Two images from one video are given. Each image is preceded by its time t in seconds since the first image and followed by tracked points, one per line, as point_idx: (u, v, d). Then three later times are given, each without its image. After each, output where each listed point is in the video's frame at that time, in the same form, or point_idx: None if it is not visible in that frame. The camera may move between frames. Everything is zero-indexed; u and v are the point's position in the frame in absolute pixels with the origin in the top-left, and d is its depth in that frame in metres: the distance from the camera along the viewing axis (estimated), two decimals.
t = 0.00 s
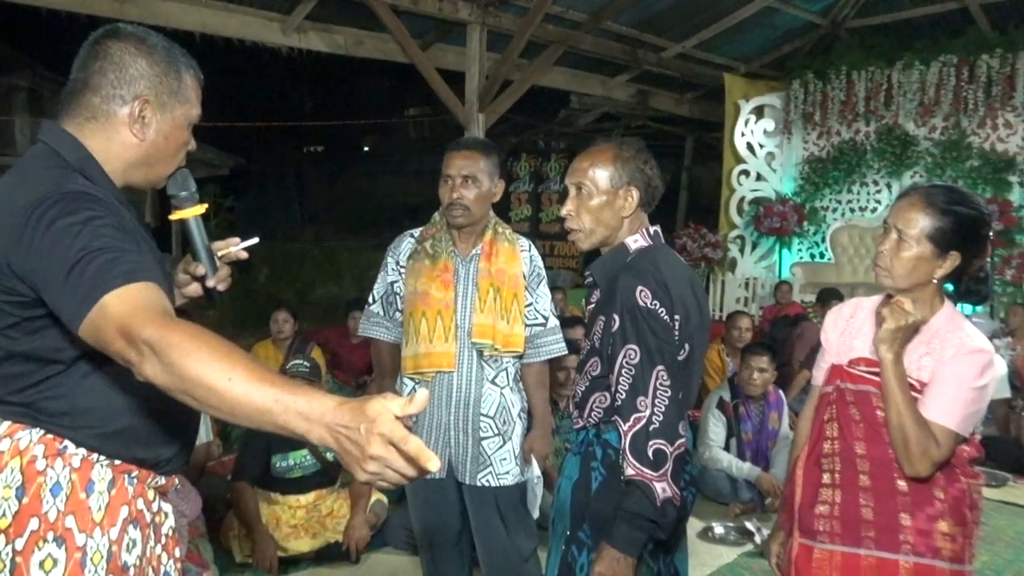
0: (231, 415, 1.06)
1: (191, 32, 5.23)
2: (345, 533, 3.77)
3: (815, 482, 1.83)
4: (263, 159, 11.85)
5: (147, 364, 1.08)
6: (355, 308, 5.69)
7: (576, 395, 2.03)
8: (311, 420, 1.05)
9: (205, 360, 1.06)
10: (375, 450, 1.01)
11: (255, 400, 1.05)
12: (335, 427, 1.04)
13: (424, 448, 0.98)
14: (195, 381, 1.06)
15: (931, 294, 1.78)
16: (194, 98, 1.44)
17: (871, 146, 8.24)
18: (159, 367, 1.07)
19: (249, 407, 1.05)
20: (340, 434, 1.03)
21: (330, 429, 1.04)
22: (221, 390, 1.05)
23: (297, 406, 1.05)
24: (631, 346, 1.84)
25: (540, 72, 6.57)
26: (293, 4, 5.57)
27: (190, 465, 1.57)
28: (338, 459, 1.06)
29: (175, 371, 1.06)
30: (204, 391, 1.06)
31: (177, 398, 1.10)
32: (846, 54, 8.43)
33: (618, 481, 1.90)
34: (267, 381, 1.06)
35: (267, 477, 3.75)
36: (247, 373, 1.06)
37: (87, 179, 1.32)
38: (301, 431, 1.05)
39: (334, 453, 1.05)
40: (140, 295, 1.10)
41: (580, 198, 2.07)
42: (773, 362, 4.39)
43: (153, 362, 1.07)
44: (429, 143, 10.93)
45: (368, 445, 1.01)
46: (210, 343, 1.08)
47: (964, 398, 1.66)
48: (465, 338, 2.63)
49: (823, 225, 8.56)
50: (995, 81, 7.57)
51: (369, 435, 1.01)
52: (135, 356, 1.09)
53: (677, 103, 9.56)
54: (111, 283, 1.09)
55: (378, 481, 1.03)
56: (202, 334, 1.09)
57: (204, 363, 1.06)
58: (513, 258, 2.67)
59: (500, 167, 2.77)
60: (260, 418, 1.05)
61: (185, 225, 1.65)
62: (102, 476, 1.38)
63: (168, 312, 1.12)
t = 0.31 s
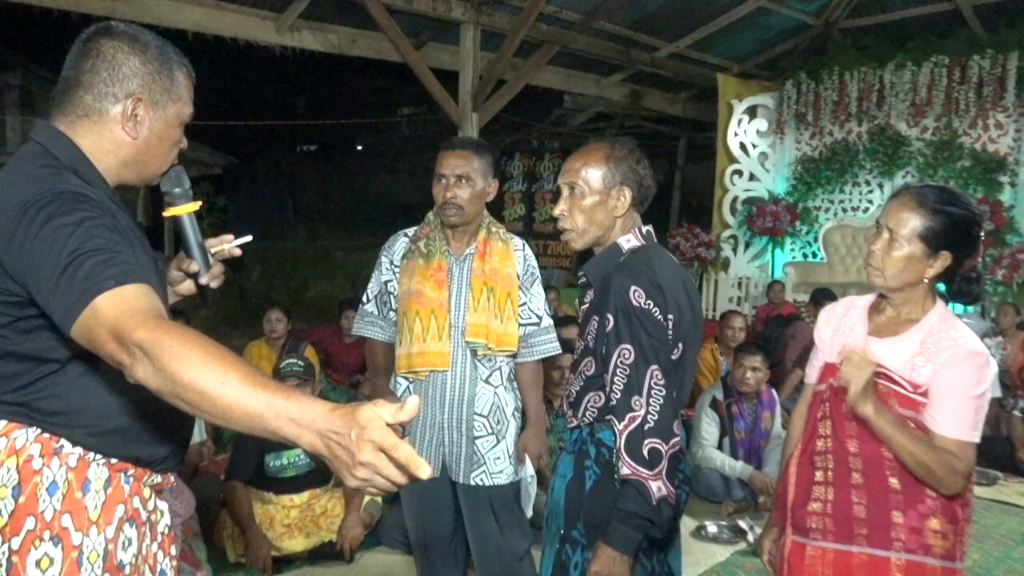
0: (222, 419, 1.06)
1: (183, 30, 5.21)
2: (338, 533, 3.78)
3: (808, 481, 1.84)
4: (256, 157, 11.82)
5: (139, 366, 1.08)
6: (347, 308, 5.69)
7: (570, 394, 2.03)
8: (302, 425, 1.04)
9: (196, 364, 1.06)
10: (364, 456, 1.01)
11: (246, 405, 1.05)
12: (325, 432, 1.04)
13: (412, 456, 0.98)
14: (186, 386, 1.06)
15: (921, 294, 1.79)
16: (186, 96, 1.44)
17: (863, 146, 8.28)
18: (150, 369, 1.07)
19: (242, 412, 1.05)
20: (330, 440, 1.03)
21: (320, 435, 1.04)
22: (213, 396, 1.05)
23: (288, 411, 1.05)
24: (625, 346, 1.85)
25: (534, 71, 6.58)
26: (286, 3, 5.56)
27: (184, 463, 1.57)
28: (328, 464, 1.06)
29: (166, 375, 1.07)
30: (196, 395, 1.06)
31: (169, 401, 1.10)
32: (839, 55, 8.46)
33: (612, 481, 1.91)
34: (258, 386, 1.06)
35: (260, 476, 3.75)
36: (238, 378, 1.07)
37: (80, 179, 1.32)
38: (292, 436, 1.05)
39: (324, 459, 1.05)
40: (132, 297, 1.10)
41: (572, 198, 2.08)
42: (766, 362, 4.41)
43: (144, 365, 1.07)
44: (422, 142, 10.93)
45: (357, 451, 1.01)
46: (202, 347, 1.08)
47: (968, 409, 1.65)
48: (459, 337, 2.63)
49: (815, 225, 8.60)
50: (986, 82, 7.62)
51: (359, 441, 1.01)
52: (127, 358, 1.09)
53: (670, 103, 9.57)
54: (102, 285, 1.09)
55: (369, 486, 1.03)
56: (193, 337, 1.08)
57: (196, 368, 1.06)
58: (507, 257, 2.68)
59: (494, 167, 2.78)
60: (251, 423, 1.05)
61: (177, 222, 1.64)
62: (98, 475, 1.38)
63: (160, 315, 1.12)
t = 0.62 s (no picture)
0: (218, 424, 1.06)
1: (181, 29, 5.22)
2: (337, 530, 3.80)
3: (807, 478, 1.87)
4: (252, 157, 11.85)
5: (138, 368, 1.09)
6: (345, 306, 5.70)
7: (570, 393, 2.05)
8: (296, 434, 1.04)
9: (195, 368, 1.07)
10: (356, 466, 1.01)
11: (243, 410, 1.05)
12: (318, 443, 1.04)
13: (406, 465, 0.98)
14: (184, 389, 1.07)
15: (917, 294, 1.82)
16: (193, 98, 1.45)
17: (859, 146, 8.31)
18: (149, 371, 1.08)
19: (238, 418, 1.06)
20: (323, 449, 1.03)
21: (315, 443, 1.04)
22: (210, 400, 1.06)
23: (283, 417, 1.05)
24: (625, 345, 1.87)
25: (531, 71, 6.59)
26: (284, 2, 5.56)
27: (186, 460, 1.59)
28: (321, 473, 1.05)
29: (164, 377, 1.07)
30: (193, 398, 1.07)
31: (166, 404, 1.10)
32: (835, 55, 8.49)
33: (611, 478, 1.92)
34: (254, 392, 1.06)
35: (260, 474, 3.76)
36: (235, 383, 1.07)
37: (88, 179, 1.33)
38: (286, 443, 1.04)
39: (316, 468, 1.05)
40: (136, 298, 1.11)
41: (572, 198, 2.09)
42: (762, 361, 4.44)
43: (143, 366, 1.08)
44: (419, 142, 10.93)
45: (350, 461, 1.01)
46: (201, 352, 1.08)
47: (972, 413, 1.65)
48: (459, 336, 2.64)
49: (811, 225, 8.63)
50: (982, 82, 7.64)
51: (352, 451, 1.01)
52: (126, 359, 1.10)
53: (666, 103, 9.60)
54: (106, 286, 1.10)
55: (360, 497, 1.02)
56: (193, 341, 1.09)
57: (194, 372, 1.07)
58: (506, 257, 2.69)
59: (492, 167, 2.79)
60: (245, 428, 1.05)
61: (182, 223, 1.65)
62: (103, 471, 1.39)
63: (161, 317, 1.13)
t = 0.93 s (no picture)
0: (231, 441, 1.09)
1: (195, 30, 5.25)
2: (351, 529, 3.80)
3: (822, 480, 1.87)
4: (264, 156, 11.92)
5: (155, 379, 1.11)
6: (357, 306, 5.73)
7: (585, 393, 2.06)
8: (306, 458, 1.07)
9: (211, 384, 1.09)
10: (364, 497, 1.05)
11: (256, 430, 1.08)
12: (327, 469, 1.07)
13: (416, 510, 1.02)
14: (200, 404, 1.10)
15: (932, 296, 1.82)
16: (215, 99, 1.47)
17: (871, 148, 8.30)
18: (166, 383, 1.11)
19: (249, 437, 1.08)
20: (331, 476, 1.07)
21: (323, 468, 1.07)
22: (224, 417, 1.08)
23: (294, 441, 1.08)
24: (641, 346, 1.88)
25: (542, 71, 6.59)
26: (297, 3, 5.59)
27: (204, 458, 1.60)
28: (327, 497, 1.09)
29: (180, 390, 1.10)
30: (208, 414, 1.09)
31: (179, 415, 1.13)
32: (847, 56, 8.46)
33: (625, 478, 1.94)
34: (269, 414, 1.09)
35: (273, 473, 3.78)
36: (249, 402, 1.09)
37: (116, 183, 1.36)
38: (296, 468, 1.08)
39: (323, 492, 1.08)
40: (159, 311, 1.13)
41: (587, 199, 2.10)
42: (774, 363, 4.44)
43: (160, 378, 1.11)
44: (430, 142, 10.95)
45: (358, 489, 1.05)
46: (217, 369, 1.11)
47: (987, 418, 1.69)
48: (472, 335, 2.66)
49: (823, 226, 8.62)
50: (996, 83, 7.61)
51: (362, 481, 1.05)
52: (145, 370, 1.12)
53: (677, 103, 9.59)
54: (130, 296, 1.12)
55: (364, 525, 1.07)
56: (210, 356, 1.11)
57: (211, 388, 1.09)
58: (519, 257, 2.70)
59: (506, 168, 2.80)
60: (257, 448, 1.08)
61: (204, 223, 1.67)
62: (126, 467, 1.41)
63: (181, 330, 1.15)
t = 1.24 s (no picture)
0: (241, 473, 1.17)
1: (220, 33, 5.31)
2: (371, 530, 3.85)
3: (849, 486, 1.85)
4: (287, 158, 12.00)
5: (175, 400, 1.18)
6: (379, 307, 5.74)
7: (609, 395, 2.06)
8: (309, 505, 1.16)
9: (230, 417, 1.17)
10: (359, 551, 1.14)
11: (266, 470, 1.16)
12: (325, 517, 1.16)
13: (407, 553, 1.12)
14: (217, 434, 1.17)
15: (964, 299, 1.81)
16: (257, 112, 1.48)
17: (896, 149, 8.23)
18: (187, 406, 1.17)
19: (258, 474, 1.16)
20: (330, 525, 1.16)
21: (323, 517, 1.16)
22: (238, 449, 1.16)
23: (300, 488, 1.16)
24: (665, 348, 1.88)
25: (564, 73, 6.59)
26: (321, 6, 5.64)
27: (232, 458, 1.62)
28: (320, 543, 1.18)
29: (200, 417, 1.17)
30: (223, 445, 1.16)
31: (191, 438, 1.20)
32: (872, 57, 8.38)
33: (650, 480, 1.93)
34: (280, 457, 1.16)
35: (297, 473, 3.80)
36: (263, 443, 1.17)
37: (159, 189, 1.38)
38: (298, 513, 1.16)
39: (317, 538, 1.17)
40: (188, 334, 1.20)
41: (612, 202, 2.10)
42: (795, 367, 4.40)
43: (182, 400, 1.17)
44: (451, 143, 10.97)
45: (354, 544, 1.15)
46: (238, 404, 1.18)
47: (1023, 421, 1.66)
48: (496, 338, 2.67)
49: (846, 228, 8.56)
50: None
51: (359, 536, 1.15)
52: (167, 390, 1.18)
53: (699, 105, 9.55)
54: (166, 317, 1.18)
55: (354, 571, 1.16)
56: (233, 389, 1.19)
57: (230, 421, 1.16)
58: (542, 259, 2.69)
59: (528, 172, 2.79)
60: (263, 485, 1.16)
61: (237, 231, 1.69)
62: (159, 464, 1.43)
63: (206, 354, 1.22)
